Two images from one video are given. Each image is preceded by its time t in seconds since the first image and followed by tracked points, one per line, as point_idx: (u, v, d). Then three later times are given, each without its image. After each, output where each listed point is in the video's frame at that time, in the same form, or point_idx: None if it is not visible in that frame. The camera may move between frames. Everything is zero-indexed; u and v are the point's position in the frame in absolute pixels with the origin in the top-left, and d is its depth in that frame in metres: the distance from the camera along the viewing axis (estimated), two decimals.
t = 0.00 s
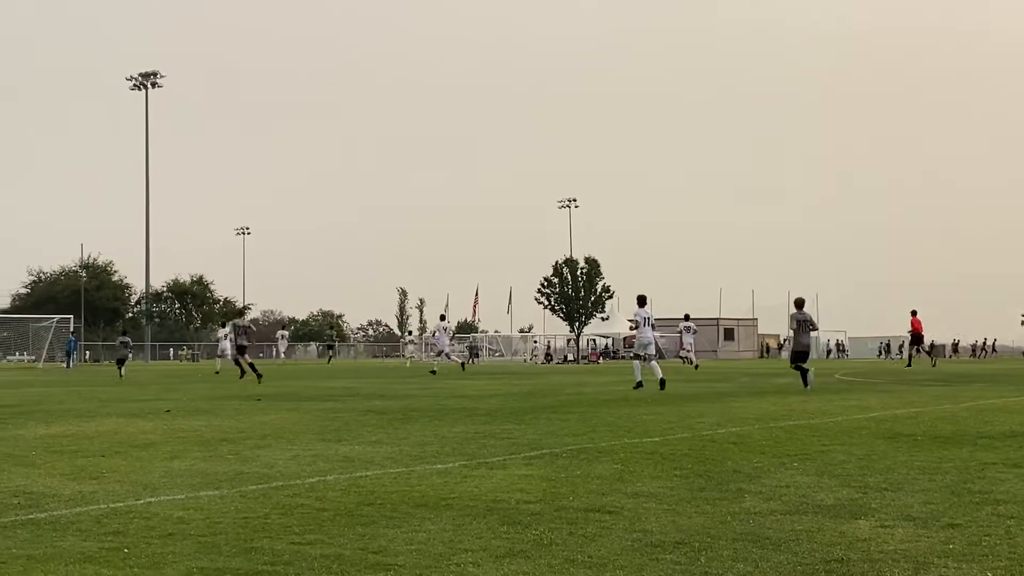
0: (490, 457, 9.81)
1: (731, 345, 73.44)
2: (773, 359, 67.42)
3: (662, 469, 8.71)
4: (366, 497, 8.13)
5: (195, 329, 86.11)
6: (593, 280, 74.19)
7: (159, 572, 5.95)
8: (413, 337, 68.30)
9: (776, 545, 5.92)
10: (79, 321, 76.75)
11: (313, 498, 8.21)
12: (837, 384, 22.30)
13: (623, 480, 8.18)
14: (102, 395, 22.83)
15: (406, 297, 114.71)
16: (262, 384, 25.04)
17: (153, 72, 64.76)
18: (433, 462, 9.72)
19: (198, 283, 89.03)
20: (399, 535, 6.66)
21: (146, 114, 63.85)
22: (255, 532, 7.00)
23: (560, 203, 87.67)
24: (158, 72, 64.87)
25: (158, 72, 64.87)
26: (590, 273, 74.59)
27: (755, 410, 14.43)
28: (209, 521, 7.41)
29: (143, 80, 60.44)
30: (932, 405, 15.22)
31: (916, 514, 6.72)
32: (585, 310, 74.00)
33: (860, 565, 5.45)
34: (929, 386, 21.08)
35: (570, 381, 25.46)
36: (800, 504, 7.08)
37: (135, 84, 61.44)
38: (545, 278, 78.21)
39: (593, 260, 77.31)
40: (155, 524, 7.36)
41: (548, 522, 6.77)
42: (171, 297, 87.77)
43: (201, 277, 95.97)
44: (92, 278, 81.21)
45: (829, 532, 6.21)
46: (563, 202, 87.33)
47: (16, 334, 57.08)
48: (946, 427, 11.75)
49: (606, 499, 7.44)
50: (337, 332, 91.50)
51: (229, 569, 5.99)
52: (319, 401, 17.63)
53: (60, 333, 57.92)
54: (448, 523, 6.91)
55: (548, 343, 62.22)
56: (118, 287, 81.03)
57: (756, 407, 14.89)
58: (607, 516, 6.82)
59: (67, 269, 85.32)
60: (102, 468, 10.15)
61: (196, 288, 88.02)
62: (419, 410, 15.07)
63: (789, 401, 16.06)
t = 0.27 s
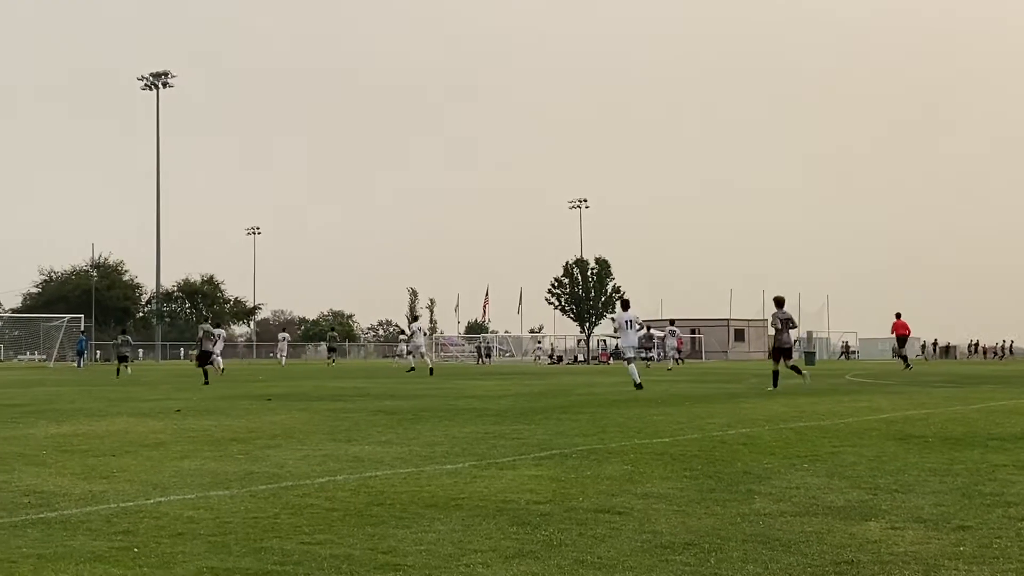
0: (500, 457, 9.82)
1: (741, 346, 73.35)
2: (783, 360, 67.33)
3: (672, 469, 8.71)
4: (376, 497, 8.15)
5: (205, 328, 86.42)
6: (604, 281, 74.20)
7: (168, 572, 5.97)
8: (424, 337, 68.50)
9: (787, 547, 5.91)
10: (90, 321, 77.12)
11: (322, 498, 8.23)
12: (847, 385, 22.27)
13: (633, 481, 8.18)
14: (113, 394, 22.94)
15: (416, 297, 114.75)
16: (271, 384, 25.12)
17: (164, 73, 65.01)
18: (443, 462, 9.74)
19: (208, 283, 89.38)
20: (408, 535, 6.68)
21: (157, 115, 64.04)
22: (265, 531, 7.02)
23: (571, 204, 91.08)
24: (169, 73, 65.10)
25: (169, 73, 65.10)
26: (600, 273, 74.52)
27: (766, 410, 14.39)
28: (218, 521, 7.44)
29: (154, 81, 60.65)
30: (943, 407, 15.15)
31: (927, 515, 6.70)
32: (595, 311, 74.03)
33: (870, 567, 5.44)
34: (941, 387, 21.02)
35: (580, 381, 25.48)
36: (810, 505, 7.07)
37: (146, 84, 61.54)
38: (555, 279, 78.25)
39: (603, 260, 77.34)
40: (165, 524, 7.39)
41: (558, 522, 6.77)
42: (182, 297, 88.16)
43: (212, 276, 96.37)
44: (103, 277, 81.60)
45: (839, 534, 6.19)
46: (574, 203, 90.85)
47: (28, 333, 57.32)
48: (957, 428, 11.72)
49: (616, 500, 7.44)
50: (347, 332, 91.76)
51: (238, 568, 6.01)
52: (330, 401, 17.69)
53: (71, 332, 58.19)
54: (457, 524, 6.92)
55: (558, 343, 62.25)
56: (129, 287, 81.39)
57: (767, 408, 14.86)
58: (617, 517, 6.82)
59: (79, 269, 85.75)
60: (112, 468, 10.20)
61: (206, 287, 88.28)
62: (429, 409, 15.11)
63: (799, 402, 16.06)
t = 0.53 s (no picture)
0: (509, 457, 9.83)
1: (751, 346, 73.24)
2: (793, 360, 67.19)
3: (682, 470, 8.71)
4: (385, 496, 8.17)
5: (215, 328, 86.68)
6: (614, 281, 74.18)
7: (179, 571, 6.00)
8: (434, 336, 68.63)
9: (797, 547, 5.91)
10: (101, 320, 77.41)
11: (332, 497, 8.26)
12: (857, 385, 22.24)
13: (642, 481, 8.18)
14: (123, 393, 23.01)
15: (425, 296, 114.81)
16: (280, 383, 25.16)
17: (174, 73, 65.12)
18: (452, 462, 9.76)
19: (218, 282, 89.60)
20: (418, 534, 6.69)
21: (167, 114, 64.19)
22: (275, 531, 7.05)
23: (581, 203, 89.34)
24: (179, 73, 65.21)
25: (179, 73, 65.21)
26: (609, 273, 74.52)
27: (776, 411, 14.38)
28: (229, 521, 7.47)
29: (165, 80, 60.78)
30: (954, 407, 15.12)
31: (937, 516, 6.68)
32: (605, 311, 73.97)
33: (881, 568, 5.43)
34: (952, 387, 20.97)
35: (590, 381, 25.48)
36: (820, 506, 7.06)
37: (156, 84, 61.66)
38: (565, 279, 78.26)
39: (612, 260, 77.34)
40: (176, 523, 7.42)
41: (567, 522, 6.77)
42: (192, 296, 88.44)
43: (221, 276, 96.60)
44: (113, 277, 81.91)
45: (849, 534, 6.19)
46: (586, 203, 89.03)
47: (39, 332, 57.57)
48: (968, 429, 11.68)
49: (626, 500, 7.44)
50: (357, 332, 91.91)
51: (248, 567, 6.04)
52: (340, 401, 17.73)
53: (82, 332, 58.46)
54: (467, 523, 6.94)
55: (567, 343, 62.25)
56: (139, 287, 81.67)
57: (776, 408, 14.85)
58: (626, 517, 6.82)
59: (89, 269, 86.07)
60: (123, 467, 10.24)
61: (216, 287, 88.52)
62: (438, 409, 15.14)
63: (809, 402, 16.04)
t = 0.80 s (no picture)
0: (519, 456, 9.85)
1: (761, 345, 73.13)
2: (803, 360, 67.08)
3: (691, 468, 8.71)
4: (395, 495, 8.19)
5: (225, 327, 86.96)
6: (623, 280, 74.16)
7: (190, 568, 6.03)
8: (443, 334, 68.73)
9: (807, 546, 5.91)
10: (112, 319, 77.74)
11: (342, 496, 8.29)
12: (867, 385, 22.21)
13: (652, 480, 8.19)
14: (134, 392, 23.12)
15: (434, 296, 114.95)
16: (290, 382, 25.22)
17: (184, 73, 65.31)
18: (462, 461, 9.78)
19: (228, 281, 89.82)
20: (428, 533, 6.72)
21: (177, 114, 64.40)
22: (285, 529, 7.08)
23: (592, 203, 92.07)
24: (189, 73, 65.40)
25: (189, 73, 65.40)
26: (619, 272, 74.53)
27: (786, 410, 14.36)
28: (239, 519, 7.51)
29: (174, 80, 60.99)
30: (966, 407, 15.06)
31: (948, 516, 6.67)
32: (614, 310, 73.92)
33: (891, 567, 5.43)
34: (962, 387, 20.90)
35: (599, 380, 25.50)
36: (831, 505, 7.05)
37: (166, 83, 61.85)
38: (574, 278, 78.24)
39: (622, 260, 77.32)
40: (186, 521, 7.46)
41: (577, 521, 6.79)
42: (202, 295, 88.73)
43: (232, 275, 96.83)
44: (124, 276, 82.27)
45: (860, 533, 6.18)
46: (596, 202, 91.57)
47: (49, 331, 57.88)
48: (979, 428, 11.64)
49: (636, 498, 7.45)
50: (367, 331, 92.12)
51: (260, 566, 6.07)
52: (350, 400, 17.77)
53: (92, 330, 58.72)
54: (477, 522, 6.96)
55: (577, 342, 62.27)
56: (150, 286, 81.97)
57: (786, 408, 14.82)
58: (636, 516, 6.83)
59: (100, 268, 86.44)
60: (134, 465, 10.30)
61: (226, 286, 88.82)
62: (448, 408, 15.17)
63: (819, 402, 16.01)
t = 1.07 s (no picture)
0: (527, 454, 9.86)
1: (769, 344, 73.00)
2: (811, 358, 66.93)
3: (700, 467, 8.72)
4: (403, 493, 8.21)
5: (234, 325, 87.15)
6: (631, 278, 74.12)
7: (198, 566, 6.06)
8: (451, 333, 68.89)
9: (816, 544, 5.91)
10: (121, 317, 77.98)
11: (350, 494, 8.31)
12: (877, 383, 22.15)
13: (660, 478, 8.20)
14: (143, 390, 23.21)
15: (442, 294, 114.97)
16: (298, 380, 25.29)
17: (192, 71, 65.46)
18: (470, 459, 9.80)
19: (237, 280, 90.01)
20: (436, 531, 6.74)
21: (185, 112, 64.54)
22: (294, 527, 7.11)
23: (598, 199, 92.98)
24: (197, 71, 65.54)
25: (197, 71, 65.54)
26: (627, 270, 74.49)
27: (795, 409, 14.33)
28: (248, 516, 7.54)
29: (183, 79, 61.17)
30: (975, 405, 15.00)
31: (957, 514, 6.66)
32: (622, 308, 73.92)
33: (900, 565, 5.42)
34: (973, 386, 20.84)
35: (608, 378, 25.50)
36: (839, 503, 7.05)
37: (174, 82, 62.04)
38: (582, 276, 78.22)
39: (629, 258, 77.27)
40: (195, 519, 7.49)
41: (585, 520, 6.80)
42: (210, 293, 88.92)
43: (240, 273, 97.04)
44: (132, 274, 82.53)
45: (868, 532, 6.17)
46: (602, 199, 92.75)
47: (58, 329, 58.09)
48: (988, 427, 11.61)
49: (644, 497, 7.46)
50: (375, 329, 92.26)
51: (268, 563, 6.10)
52: (359, 398, 17.81)
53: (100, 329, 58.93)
54: (485, 520, 6.97)
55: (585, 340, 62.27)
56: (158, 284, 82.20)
57: (795, 406, 14.80)
58: (644, 514, 6.84)
59: (109, 266, 86.74)
60: (143, 463, 10.35)
61: (234, 284, 89.01)
62: (456, 406, 15.20)
63: (829, 400, 15.99)
